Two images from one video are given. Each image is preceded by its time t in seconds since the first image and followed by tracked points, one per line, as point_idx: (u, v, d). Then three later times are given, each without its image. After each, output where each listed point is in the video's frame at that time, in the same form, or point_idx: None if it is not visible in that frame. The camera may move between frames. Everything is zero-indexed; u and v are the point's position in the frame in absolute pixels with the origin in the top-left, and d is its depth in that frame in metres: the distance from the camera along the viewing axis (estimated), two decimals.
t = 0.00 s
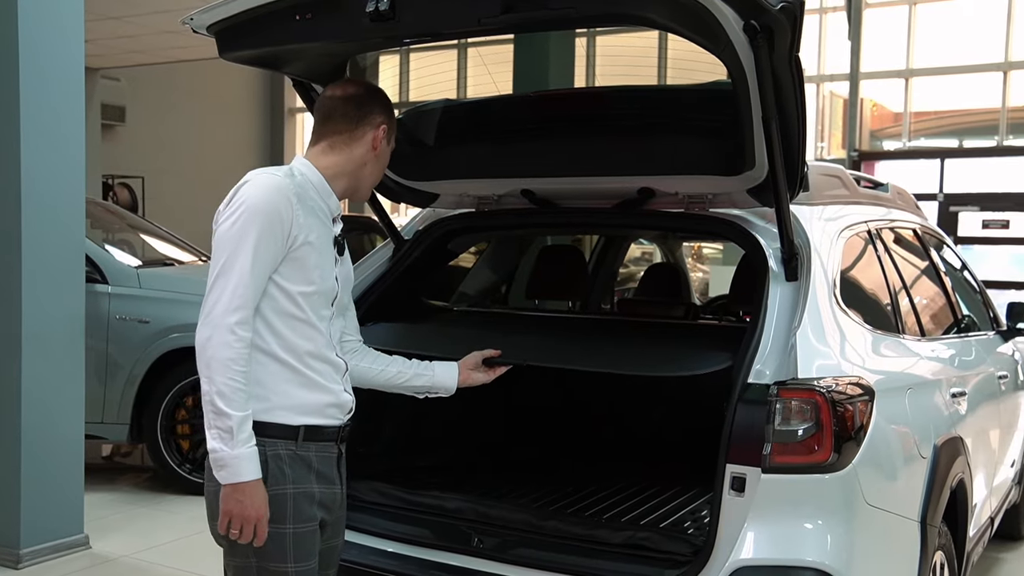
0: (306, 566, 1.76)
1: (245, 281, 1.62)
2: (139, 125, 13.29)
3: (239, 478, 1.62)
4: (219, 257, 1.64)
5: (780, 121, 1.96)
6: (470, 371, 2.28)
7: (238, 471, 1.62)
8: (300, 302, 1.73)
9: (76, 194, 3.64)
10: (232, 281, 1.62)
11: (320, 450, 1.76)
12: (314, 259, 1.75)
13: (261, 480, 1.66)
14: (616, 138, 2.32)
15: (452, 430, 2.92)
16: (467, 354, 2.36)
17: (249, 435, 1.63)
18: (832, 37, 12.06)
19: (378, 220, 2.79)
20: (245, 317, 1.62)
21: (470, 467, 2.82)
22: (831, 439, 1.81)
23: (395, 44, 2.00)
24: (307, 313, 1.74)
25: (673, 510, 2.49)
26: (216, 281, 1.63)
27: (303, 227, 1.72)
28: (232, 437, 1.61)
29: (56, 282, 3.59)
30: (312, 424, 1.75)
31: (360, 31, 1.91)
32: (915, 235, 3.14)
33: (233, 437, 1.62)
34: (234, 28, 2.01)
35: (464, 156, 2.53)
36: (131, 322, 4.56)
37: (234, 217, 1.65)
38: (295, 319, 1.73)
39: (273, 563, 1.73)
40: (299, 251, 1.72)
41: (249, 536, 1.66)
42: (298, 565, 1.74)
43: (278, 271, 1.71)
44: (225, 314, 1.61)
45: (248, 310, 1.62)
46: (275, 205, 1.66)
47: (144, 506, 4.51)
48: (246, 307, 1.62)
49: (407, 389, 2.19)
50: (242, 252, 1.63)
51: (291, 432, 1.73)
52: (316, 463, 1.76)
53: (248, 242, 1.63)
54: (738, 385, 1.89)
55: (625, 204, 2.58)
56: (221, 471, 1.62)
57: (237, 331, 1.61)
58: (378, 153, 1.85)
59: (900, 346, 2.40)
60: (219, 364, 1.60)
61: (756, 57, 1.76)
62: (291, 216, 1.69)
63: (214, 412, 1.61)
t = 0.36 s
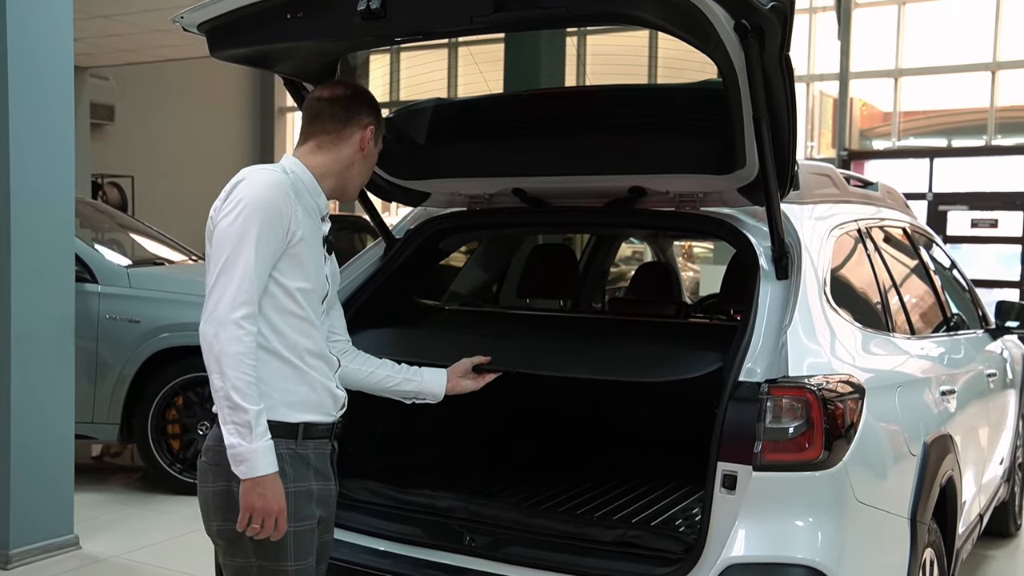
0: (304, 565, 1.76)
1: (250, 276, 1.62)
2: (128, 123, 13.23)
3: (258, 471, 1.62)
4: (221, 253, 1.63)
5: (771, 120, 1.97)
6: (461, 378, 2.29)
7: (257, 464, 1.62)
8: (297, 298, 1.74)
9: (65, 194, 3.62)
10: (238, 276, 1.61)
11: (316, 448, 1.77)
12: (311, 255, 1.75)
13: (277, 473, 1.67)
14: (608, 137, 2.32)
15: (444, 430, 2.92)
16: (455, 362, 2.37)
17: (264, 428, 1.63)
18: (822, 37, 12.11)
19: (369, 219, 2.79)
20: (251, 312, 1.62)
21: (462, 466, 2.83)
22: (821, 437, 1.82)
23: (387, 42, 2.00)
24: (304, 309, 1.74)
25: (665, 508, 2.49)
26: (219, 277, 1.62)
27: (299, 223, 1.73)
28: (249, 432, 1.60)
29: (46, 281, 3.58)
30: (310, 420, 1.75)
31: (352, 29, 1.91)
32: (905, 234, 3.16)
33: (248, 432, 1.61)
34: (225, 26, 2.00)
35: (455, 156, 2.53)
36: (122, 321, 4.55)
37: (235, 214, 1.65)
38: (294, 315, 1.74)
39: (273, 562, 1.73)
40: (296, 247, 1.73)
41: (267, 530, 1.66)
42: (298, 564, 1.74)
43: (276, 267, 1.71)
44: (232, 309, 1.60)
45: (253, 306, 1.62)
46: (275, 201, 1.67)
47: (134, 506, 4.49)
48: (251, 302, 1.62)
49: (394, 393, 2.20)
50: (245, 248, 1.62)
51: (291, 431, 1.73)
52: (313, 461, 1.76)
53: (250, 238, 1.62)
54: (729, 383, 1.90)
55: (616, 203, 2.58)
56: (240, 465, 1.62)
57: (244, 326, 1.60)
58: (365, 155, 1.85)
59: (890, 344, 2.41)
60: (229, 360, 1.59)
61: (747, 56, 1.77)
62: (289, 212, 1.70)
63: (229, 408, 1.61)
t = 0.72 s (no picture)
0: (293, 561, 1.76)
1: (230, 276, 1.62)
2: (124, 122, 13.20)
3: (247, 467, 1.62)
4: (202, 252, 1.64)
5: (767, 119, 1.97)
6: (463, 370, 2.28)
7: (245, 460, 1.62)
8: (284, 295, 1.73)
9: (60, 194, 3.61)
10: (217, 275, 1.61)
11: (304, 445, 1.76)
12: (297, 252, 1.75)
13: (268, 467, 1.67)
14: (604, 136, 2.32)
15: (442, 428, 2.93)
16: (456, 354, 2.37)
17: (252, 424, 1.63)
18: (818, 37, 12.14)
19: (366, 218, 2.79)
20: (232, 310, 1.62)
21: (458, 465, 2.83)
22: (818, 436, 1.82)
23: (384, 41, 2.00)
24: (291, 307, 1.74)
25: (662, 507, 2.50)
26: (200, 276, 1.63)
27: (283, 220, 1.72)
28: (234, 428, 1.60)
29: (42, 281, 3.57)
30: (299, 418, 1.75)
31: (348, 28, 1.91)
32: (900, 233, 3.17)
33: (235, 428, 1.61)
34: (220, 24, 2.00)
35: (451, 154, 2.53)
36: (117, 321, 4.54)
37: (216, 212, 1.65)
38: (281, 313, 1.73)
39: (258, 558, 1.73)
40: (280, 245, 1.72)
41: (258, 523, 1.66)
42: (284, 561, 1.74)
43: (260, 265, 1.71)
44: (211, 308, 1.60)
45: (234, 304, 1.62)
46: (254, 199, 1.66)
47: (130, 506, 4.48)
48: (231, 300, 1.62)
49: (395, 385, 2.19)
50: (225, 246, 1.62)
51: (278, 428, 1.72)
52: (301, 458, 1.76)
53: (231, 236, 1.62)
54: (726, 381, 1.90)
55: (613, 202, 2.58)
56: (229, 462, 1.62)
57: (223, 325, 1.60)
58: (347, 141, 1.81)
59: (886, 343, 2.42)
60: (210, 358, 1.59)
61: (743, 56, 1.77)
62: (271, 209, 1.69)
63: (215, 405, 1.61)
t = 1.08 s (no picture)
0: (274, 555, 1.76)
1: (179, 288, 1.64)
2: (123, 123, 13.20)
3: (181, 476, 1.61)
4: (161, 264, 1.67)
5: (766, 120, 1.97)
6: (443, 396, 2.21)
7: (180, 469, 1.61)
8: (253, 299, 1.73)
9: (58, 194, 3.61)
10: (167, 288, 1.64)
11: (287, 442, 1.75)
12: (263, 257, 1.73)
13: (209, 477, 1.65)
14: (604, 137, 2.33)
15: (441, 429, 2.93)
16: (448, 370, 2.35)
17: (191, 434, 1.62)
18: (817, 38, 12.15)
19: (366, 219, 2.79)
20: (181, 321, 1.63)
21: (457, 466, 2.83)
22: (816, 437, 1.82)
23: (383, 42, 2.00)
24: (263, 310, 1.74)
25: (661, 508, 2.50)
26: (156, 289, 1.66)
27: (243, 226, 1.71)
28: (170, 437, 1.60)
29: (41, 282, 3.57)
30: (278, 416, 1.74)
31: (347, 29, 1.91)
32: (899, 234, 3.17)
33: (175, 437, 1.61)
34: (218, 25, 2.00)
35: (451, 155, 2.53)
36: (117, 321, 4.54)
37: (169, 225, 1.67)
38: (250, 317, 1.73)
39: (237, 550, 1.73)
40: (242, 251, 1.72)
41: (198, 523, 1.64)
42: (261, 553, 1.74)
43: (225, 272, 1.72)
44: (162, 320, 1.63)
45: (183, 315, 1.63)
46: (204, 210, 1.67)
47: (129, 506, 4.48)
48: (181, 311, 1.63)
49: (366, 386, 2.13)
50: (176, 258, 1.65)
51: (255, 423, 1.73)
52: (282, 454, 1.75)
53: (179, 249, 1.64)
54: (725, 382, 1.90)
55: (612, 203, 2.58)
56: (167, 470, 1.61)
57: (171, 336, 1.62)
58: (312, 134, 1.78)
59: (885, 344, 2.42)
60: (156, 369, 1.62)
61: (743, 57, 1.77)
62: (224, 218, 1.69)
63: (156, 414, 1.62)
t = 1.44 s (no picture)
0: (272, 548, 1.75)
1: (159, 304, 1.66)
2: (120, 123, 13.19)
3: (154, 487, 1.64)
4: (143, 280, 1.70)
5: (764, 121, 1.98)
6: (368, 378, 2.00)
7: (154, 480, 1.64)
8: (238, 306, 1.73)
9: (55, 195, 3.61)
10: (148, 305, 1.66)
11: (278, 439, 1.75)
12: (244, 266, 1.73)
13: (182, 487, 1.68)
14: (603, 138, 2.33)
15: (439, 429, 2.93)
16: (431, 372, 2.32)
17: (167, 446, 1.66)
18: (815, 38, 12.16)
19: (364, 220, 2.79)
20: (162, 337, 1.66)
21: (456, 467, 2.83)
22: (814, 437, 1.82)
23: (381, 42, 2.00)
24: (248, 316, 1.73)
25: (659, 508, 2.50)
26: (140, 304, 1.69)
27: (219, 237, 1.70)
28: (145, 449, 1.64)
29: (39, 283, 3.57)
30: (268, 415, 1.74)
31: (344, 29, 1.91)
32: (896, 234, 3.17)
33: (151, 448, 1.65)
34: (215, 25, 2.00)
35: (449, 155, 2.53)
36: (114, 322, 4.53)
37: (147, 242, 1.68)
38: (235, 324, 1.74)
39: (234, 544, 1.74)
40: (221, 261, 1.71)
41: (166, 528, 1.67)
42: (257, 548, 1.74)
43: (209, 282, 1.72)
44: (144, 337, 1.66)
45: (164, 331, 1.66)
46: (176, 227, 1.65)
47: (127, 507, 4.48)
48: (161, 327, 1.66)
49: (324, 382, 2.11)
50: (156, 274, 1.66)
51: (246, 421, 1.72)
52: (275, 451, 1.74)
53: (158, 266, 1.66)
54: (722, 383, 1.90)
55: (610, 203, 2.58)
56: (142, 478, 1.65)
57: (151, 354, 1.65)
58: (290, 134, 1.77)
59: (882, 344, 2.42)
60: (139, 385, 1.65)
61: (740, 58, 1.78)
62: (200, 232, 1.67)
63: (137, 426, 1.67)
